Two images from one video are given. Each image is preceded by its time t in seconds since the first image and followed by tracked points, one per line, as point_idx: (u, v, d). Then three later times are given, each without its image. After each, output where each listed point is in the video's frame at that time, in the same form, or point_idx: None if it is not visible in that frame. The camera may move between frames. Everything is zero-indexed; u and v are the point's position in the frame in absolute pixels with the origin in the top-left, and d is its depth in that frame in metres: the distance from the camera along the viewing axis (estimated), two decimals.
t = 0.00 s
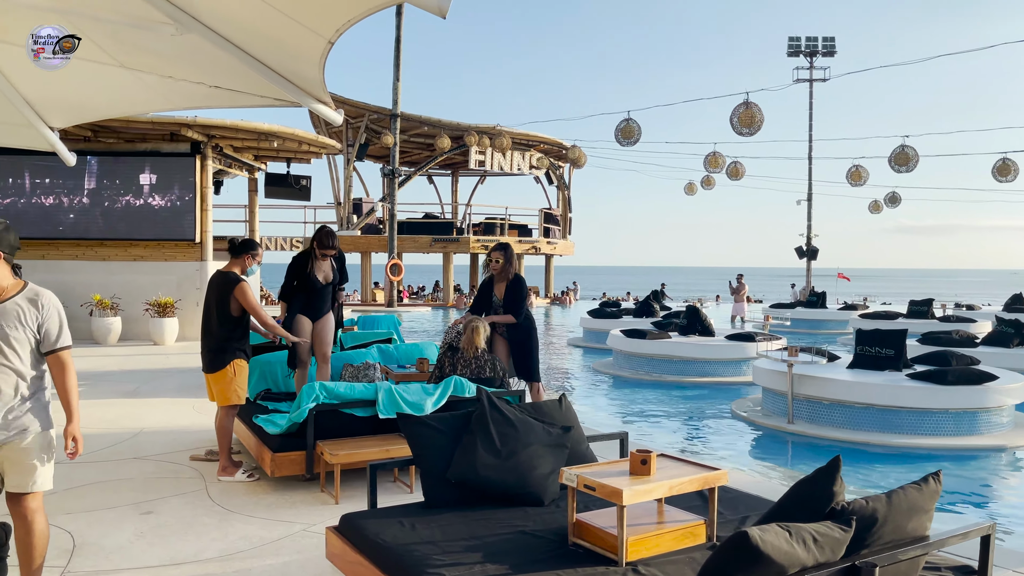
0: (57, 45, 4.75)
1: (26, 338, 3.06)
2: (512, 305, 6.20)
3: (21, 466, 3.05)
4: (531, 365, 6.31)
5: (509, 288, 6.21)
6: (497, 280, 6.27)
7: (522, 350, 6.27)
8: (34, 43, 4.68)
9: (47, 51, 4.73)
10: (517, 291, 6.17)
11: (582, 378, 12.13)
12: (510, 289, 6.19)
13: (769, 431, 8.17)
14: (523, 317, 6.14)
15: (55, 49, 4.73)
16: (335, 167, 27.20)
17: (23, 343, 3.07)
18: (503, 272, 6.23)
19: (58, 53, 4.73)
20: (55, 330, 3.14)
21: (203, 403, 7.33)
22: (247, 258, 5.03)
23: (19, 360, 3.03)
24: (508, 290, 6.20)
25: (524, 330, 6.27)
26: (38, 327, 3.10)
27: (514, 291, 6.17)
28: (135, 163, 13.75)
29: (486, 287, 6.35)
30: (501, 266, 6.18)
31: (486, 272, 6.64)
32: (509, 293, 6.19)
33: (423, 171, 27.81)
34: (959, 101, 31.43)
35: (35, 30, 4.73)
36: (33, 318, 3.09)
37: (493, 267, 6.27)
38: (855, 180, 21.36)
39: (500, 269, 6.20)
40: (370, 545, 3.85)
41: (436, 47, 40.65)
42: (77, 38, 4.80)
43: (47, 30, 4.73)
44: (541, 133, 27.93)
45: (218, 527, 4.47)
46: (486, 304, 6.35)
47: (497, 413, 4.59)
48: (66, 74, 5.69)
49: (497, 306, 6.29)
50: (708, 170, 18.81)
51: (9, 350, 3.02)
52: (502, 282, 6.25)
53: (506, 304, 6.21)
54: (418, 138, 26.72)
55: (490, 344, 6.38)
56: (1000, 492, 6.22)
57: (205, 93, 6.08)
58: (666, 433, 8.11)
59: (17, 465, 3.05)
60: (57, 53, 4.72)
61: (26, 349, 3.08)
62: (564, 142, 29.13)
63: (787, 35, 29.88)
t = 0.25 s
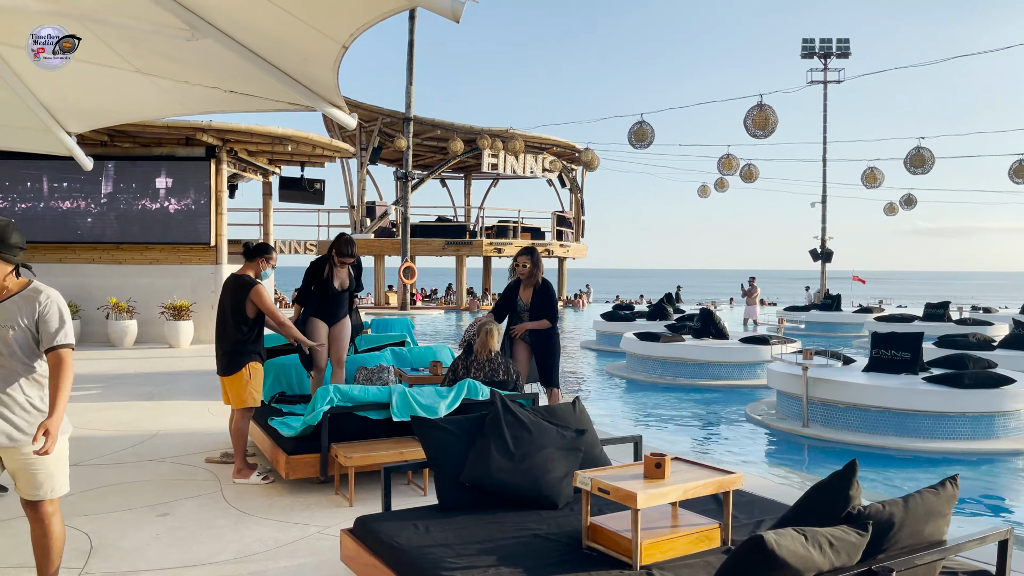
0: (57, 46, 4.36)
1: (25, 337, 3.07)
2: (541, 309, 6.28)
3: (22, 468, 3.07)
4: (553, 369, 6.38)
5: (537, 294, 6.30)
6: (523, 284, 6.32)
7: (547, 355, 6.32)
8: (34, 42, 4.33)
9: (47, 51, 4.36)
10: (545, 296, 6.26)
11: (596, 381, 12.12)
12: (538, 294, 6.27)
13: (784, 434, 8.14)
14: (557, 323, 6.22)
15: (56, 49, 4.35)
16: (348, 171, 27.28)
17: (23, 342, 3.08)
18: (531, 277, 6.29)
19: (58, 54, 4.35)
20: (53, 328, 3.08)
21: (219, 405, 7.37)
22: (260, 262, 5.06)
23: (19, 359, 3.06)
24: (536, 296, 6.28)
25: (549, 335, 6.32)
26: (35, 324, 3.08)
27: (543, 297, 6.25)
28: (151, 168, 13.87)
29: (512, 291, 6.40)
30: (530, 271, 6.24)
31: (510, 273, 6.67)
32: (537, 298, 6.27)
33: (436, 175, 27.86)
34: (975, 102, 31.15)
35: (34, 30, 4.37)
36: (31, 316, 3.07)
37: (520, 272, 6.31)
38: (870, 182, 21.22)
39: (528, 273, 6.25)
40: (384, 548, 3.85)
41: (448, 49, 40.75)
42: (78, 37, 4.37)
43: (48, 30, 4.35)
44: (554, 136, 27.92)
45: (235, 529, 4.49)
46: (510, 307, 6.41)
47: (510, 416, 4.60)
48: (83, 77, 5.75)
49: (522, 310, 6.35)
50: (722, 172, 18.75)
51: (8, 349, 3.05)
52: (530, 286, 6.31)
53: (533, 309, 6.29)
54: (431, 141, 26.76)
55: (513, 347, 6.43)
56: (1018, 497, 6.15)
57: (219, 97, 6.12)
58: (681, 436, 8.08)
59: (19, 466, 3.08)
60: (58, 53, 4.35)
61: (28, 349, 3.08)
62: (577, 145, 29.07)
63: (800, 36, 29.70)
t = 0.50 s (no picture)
0: (57, 46, 4.37)
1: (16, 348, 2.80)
2: (570, 313, 6.34)
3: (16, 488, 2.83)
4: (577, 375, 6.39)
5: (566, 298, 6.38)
6: (554, 287, 6.42)
7: (571, 360, 6.35)
8: (34, 42, 4.34)
9: (47, 51, 4.38)
10: (575, 300, 6.35)
11: (611, 385, 12.10)
12: (568, 298, 6.35)
13: (801, 438, 8.08)
14: (587, 328, 6.25)
15: (56, 49, 4.37)
16: (363, 175, 27.37)
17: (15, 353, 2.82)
18: (561, 280, 6.39)
19: (58, 54, 4.37)
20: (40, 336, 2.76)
21: (236, 408, 7.42)
22: (277, 265, 5.11)
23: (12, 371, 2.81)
24: (566, 299, 6.36)
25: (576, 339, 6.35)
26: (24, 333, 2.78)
27: (574, 301, 6.33)
28: (169, 175, 14.01)
29: (542, 293, 6.48)
30: (562, 273, 6.35)
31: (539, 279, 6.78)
32: (568, 301, 6.35)
33: (451, 179, 27.94)
34: (994, 103, 30.82)
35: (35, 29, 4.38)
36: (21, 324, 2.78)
37: (551, 275, 6.42)
38: (887, 184, 21.05)
39: (559, 276, 6.36)
40: (399, 551, 3.86)
41: (462, 54, 40.82)
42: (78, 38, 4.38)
43: (48, 29, 4.36)
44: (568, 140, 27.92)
45: (251, 532, 4.51)
46: (539, 310, 6.48)
47: (525, 419, 4.60)
48: (101, 82, 5.81)
49: (550, 313, 6.42)
50: (737, 175, 18.68)
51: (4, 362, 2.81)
52: (560, 289, 6.41)
53: (562, 312, 6.36)
54: (446, 145, 26.82)
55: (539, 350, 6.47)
56: None
57: (235, 102, 6.17)
58: (696, 440, 8.05)
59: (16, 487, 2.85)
60: (58, 54, 4.37)
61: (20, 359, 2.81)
62: (592, 149, 29.03)
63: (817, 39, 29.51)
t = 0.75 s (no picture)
0: (58, 46, 4.42)
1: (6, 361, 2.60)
2: (595, 314, 6.33)
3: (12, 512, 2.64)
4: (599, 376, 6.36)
5: (591, 298, 6.37)
6: (579, 287, 6.41)
7: (595, 360, 6.32)
8: (34, 42, 4.40)
9: (47, 52, 4.44)
10: (600, 301, 6.35)
11: (626, 389, 12.07)
12: (592, 298, 6.36)
13: (817, 443, 8.02)
14: (612, 329, 6.24)
15: (55, 49, 4.41)
16: (378, 179, 27.45)
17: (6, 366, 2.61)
18: (586, 281, 6.39)
19: (58, 54, 4.42)
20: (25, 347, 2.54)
21: (253, 412, 7.46)
22: (293, 271, 5.15)
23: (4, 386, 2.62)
24: (590, 300, 6.36)
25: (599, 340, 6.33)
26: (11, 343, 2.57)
27: (599, 301, 6.33)
28: (185, 180, 14.14)
29: (566, 293, 6.48)
30: (586, 274, 6.35)
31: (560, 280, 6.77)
32: (593, 301, 6.35)
33: (464, 182, 28.01)
34: (1013, 103, 30.48)
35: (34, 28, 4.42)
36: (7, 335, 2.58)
37: (575, 275, 6.42)
38: (904, 187, 20.88)
39: (583, 276, 6.35)
40: (414, 554, 3.86)
41: (476, 57, 40.87)
42: (77, 37, 4.41)
43: (48, 30, 4.40)
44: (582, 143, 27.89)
45: (268, 535, 4.53)
46: (562, 310, 6.47)
47: (540, 423, 4.59)
48: (119, 88, 5.88)
49: (574, 313, 6.40)
50: (752, 177, 18.60)
51: None
52: (585, 290, 6.40)
53: (586, 312, 6.35)
54: (459, 149, 26.86)
55: (562, 351, 6.43)
56: None
57: (251, 108, 6.21)
58: (712, 444, 8.01)
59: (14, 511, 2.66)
60: (58, 54, 4.43)
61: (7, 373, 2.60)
62: (606, 152, 28.99)
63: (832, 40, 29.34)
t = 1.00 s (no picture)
0: (58, 46, 4.26)
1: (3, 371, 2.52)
2: (616, 315, 6.25)
3: None
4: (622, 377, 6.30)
5: (613, 299, 6.28)
6: (600, 288, 6.33)
7: (617, 361, 6.27)
8: (35, 43, 4.23)
9: (47, 51, 4.25)
10: (622, 302, 6.26)
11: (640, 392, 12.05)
12: (614, 300, 6.26)
13: (833, 447, 7.97)
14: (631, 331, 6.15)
15: (56, 49, 4.27)
16: (392, 184, 27.54)
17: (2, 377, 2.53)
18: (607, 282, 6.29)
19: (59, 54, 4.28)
20: (24, 357, 2.46)
21: (268, 415, 7.50)
22: (310, 275, 5.19)
23: None
24: (612, 301, 6.26)
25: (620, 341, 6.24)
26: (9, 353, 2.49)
27: (621, 302, 6.25)
28: (202, 184, 14.24)
29: (589, 293, 6.41)
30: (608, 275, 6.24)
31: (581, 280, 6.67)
32: (615, 303, 6.26)
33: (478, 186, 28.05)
34: None
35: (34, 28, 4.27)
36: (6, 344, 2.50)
37: (597, 276, 6.34)
38: (921, 189, 20.73)
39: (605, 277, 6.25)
40: (429, 557, 3.86)
41: (489, 61, 40.97)
42: (78, 37, 4.22)
43: (48, 29, 4.25)
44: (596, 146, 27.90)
45: (283, 538, 4.54)
46: (584, 311, 6.40)
47: (555, 427, 4.58)
48: (137, 94, 5.95)
49: (596, 314, 6.32)
50: (766, 180, 18.53)
51: None
52: (607, 290, 6.31)
53: (609, 314, 6.25)
54: (473, 153, 26.92)
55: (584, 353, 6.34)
56: None
57: (267, 113, 6.25)
58: (727, 448, 7.98)
59: None
60: (59, 54, 4.25)
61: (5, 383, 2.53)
62: (619, 155, 28.97)
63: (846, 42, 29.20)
